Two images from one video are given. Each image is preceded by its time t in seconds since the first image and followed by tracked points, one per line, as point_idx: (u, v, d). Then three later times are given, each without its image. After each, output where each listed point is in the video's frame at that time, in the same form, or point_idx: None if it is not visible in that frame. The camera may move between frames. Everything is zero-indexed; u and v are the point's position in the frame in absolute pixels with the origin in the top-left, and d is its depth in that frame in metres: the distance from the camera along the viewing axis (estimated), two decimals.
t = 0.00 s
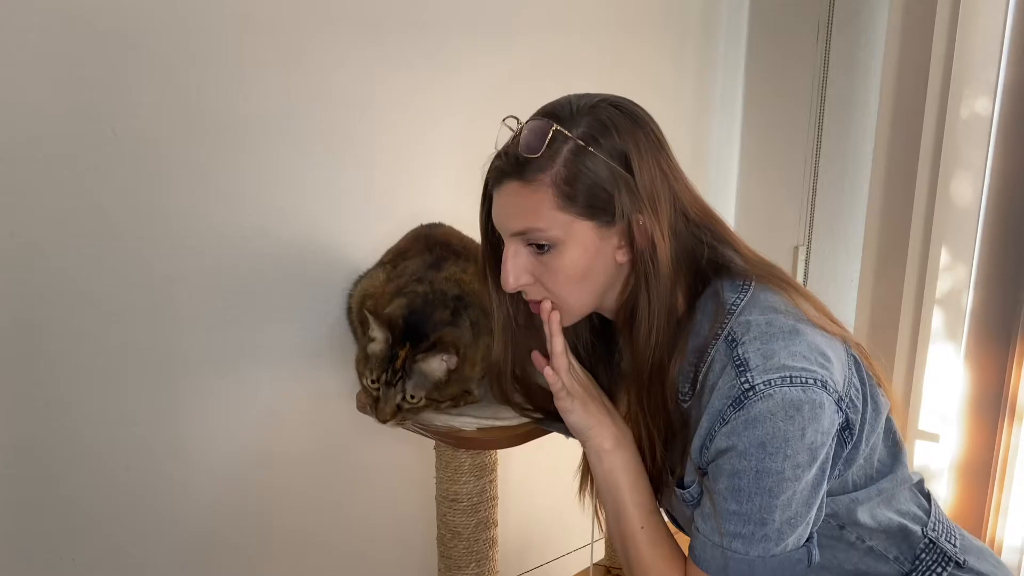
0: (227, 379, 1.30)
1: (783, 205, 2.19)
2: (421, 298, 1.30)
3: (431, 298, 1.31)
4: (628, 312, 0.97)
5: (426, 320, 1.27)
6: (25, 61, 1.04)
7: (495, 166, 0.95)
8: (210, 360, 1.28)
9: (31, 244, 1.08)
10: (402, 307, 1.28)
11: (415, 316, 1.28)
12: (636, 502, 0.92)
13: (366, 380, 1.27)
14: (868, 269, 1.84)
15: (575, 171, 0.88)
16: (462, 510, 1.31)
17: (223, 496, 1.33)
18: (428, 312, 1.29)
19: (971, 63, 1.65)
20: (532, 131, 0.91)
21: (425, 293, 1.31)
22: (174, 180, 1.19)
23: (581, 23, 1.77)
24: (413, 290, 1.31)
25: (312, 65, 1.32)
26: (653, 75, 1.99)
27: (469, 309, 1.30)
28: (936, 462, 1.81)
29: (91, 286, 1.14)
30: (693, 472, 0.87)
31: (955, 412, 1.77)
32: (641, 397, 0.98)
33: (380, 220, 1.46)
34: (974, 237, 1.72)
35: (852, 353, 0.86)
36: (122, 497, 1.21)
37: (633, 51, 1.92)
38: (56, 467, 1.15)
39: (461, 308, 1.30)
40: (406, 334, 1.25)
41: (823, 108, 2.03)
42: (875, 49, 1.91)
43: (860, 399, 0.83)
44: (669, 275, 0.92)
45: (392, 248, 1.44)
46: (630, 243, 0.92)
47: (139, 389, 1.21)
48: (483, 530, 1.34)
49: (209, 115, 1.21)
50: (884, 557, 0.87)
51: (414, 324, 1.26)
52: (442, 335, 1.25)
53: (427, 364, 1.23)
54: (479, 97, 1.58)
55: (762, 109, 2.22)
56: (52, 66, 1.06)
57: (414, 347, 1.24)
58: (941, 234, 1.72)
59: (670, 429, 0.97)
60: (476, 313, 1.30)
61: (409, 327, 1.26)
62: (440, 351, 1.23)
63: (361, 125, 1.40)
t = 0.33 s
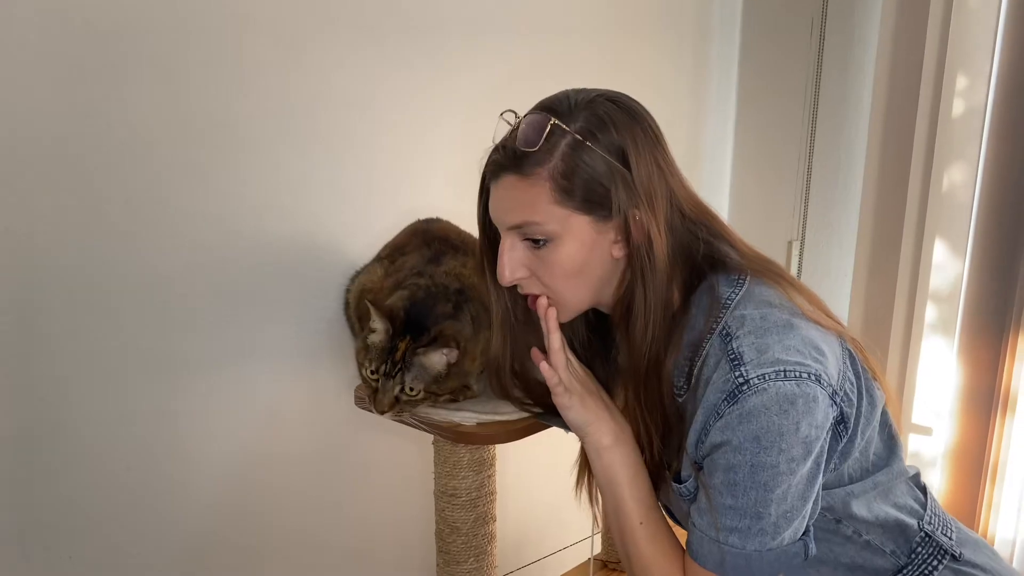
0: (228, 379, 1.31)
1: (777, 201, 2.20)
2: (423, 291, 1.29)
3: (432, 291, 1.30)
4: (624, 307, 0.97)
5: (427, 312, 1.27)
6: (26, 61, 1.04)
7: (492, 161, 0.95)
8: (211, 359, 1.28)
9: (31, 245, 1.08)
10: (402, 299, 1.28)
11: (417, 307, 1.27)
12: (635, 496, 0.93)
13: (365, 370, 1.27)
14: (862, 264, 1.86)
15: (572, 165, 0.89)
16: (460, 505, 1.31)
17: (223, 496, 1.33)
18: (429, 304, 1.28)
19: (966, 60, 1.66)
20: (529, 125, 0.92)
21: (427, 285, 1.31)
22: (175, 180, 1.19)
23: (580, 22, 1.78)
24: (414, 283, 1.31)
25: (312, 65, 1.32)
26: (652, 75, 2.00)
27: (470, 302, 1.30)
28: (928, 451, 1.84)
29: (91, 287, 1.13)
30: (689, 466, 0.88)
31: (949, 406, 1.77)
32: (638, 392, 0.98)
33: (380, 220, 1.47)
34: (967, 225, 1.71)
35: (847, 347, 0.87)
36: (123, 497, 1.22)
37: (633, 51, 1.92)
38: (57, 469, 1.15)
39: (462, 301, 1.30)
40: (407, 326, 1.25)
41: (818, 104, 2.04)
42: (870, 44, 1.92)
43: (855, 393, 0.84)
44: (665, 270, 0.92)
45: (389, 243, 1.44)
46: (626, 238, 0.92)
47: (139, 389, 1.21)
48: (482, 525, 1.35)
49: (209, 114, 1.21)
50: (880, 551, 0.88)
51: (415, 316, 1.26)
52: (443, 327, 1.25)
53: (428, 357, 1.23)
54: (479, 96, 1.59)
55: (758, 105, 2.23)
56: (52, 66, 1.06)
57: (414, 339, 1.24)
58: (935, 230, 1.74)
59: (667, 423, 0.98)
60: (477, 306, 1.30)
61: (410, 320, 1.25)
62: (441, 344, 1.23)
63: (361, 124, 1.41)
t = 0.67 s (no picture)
0: (225, 377, 1.30)
1: (770, 198, 2.21)
2: (415, 287, 1.28)
3: (425, 288, 1.29)
4: (609, 306, 0.96)
5: (419, 308, 1.26)
6: (23, 57, 1.03)
7: (478, 158, 0.95)
8: (207, 358, 1.27)
9: (28, 243, 1.06)
10: (393, 296, 1.27)
11: (408, 303, 1.26)
12: (626, 494, 0.93)
13: (357, 369, 1.27)
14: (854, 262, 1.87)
15: (558, 162, 0.89)
16: (452, 503, 1.31)
17: (221, 495, 1.32)
18: (421, 300, 1.27)
19: (959, 57, 1.67)
20: (516, 122, 0.92)
21: (419, 282, 1.29)
22: (172, 178, 1.18)
23: (577, 20, 1.77)
24: (406, 279, 1.30)
25: (311, 64, 1.31)
26: (647, 73, 1.99)
27: (463, 298, 1.29)
28: (918, 450, 1.85)
29: (88, 285, 1.12)
30: (676, 464, 0.88)
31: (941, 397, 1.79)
32: (626, 391, 0.98)
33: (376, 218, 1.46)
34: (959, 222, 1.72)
35: (832, 343, 0.87)
36: (120, 497, 1.21)
37: (630, 49, 1.92)
38: (54, 468, 1.13)
39: (455, 297, 1.29)
40: (399, 324, 1.24)
41: (811, 101, 2.05)
42: (862, 41, 1.93)
43: (842, 388, 0.84)
44: (650, 268, 0.92)
45: (380, 239, 1.43)
46: (612, 236, 0.92)
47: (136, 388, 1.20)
48: (474, 523, 1.34)
49: (206, 111, 1.20)
50: (870, 548, 0.88)
51: (407, 313, 1.25)
52: (436, 324, 1.24)
53: (421, 356, 1.22)
54: (474, 92, 1.58)
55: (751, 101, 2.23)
56: (49, 62, 1.05)
57: (407, 337, 1.23)
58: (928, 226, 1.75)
59: (654, 421, 0.97)
60: (470, 302, 1.29)
61: (402, 316, 1.24)
62: (434, 342, 1.22)
63: (356, 120, 1.39)
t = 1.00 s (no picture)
0: (225, 375, 1.29)
1: (770, 195, 2.21)
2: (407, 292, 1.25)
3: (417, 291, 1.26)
4: (615, 305, 0.96)
5: (412, 326, 1.22)
6: (21, 50, 1.02)
7: (484, 154, 0.94)
8: (208, 355, 1.26)
9: (27, 239, 1.06)
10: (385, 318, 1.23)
11: (399, 322, 1.23)
12: (632, 493, 0.92)
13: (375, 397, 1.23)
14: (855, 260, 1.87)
15: (566, 159, 0.88)
16: (454, 502, 1.31)
17: (223, 495, 1.32)
18: (411, 316, 1.23)
19: (961, 56, 1.66)
20: (523, 119, 0.91)
21: (410, 283, 1.26)
22: (171, 172, 1.17)
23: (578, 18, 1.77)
24: (399, 283, 1.27)
25: (313, 63, 1.31)
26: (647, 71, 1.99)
27: (457, 294, 1.26)
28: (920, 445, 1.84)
29: (86, 281, 1.12)
30: (681, 464, 0.88)
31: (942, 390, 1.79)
32: (630, 390, 0.98)
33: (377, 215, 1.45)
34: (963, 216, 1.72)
35: (838, 341, 0.87)
36: (119, 495, 1.20)
37: (630, 48, 1.92)
38: (52, 466, 1.13)
39: (451, 293, 1.26)
40: (402, 351, 1.20)
41: (811, 98, 2.04)
42: (864, 39, 1.92)
43: (847, 387, 0.84)
44: (656, 268, 0.91)
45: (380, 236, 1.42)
46: (618, 234, 0.92)
47: (136, 384, 1.19)
48: (477, 522, 1.34)
49: (208, 110, 1.19)
50: (875, 547, 0.88)
51: (402, 338, 1.21)
52: (437, 339, 1.21)
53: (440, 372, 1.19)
54: (475, 88, 1.57)
55: (751, 99, 2.22)
56: (48, 56, 1.04)
57: (415, 364, 1.19)
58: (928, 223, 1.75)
59: (658, 421, 0.97)
60: (467, 296, 1.26)
61: (402, 343, 1.21)
62: (443, 356, 1.19)
63: (355, 116, 1.39)
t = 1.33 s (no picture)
0: (229, 372, 1.29)
1: (773, 192, 2.20)
2: (412, 296, 1.24)
3: (421, 293, 1.25)
4: (622, 304, 0.96)
5: (415, 340, 1.21)
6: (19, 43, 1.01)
7: (489, 153, 0.94)
8: (211, 351, 1.26)
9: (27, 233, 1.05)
10: (387, 332, 1.22)
11: (401, 336, 1.22)
12: (640, 493, 0.92)
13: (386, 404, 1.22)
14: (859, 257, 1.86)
15: (572, 157, 0.88)
16: (460, 499, 1.30)
17: (227, 491, 1.32)
18: (413, 329, 1.22)
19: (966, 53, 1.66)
20: (529, 117, 0.91)
21: (415, 286, 1.25)
22: (171, 166, 1.16)
23: (580, 13, 1.76)
24: (404, 284, 1.26)
25: (315, 58, 1.30)
26: (650, 68, 1.98)
27: (461, 295, 1.25)
28: (926, 444, 1.84)
29: (87, 276, 1.11)
30: (689, 462, 0.87)
31: (945, 397, 1.78)
32: (638, 388, 0.97)
33: (379, 210, 1.45)
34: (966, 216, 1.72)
35: (847, 339, 0.86)
36: (121, 490, 1.20)
37: (632, 44, 1.91)
38: (53, 462, 1.12)
39: (454, 296, 1.25)
40: (408, 366, 1.19)
41: (816, 95, 2.04)
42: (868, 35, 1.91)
43: (856, 385, 0.83)
44: (664, 266, 0.91)
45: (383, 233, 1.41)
46: (625, 233, 0.91)
47: (137, 379, 1.18)
48: (482, 519, 1.33)
49: (211, 105, 1.19)
50: (884, 545, 0.88)
51: (405, 353, 1.20)
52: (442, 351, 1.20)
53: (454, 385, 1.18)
54: (478, 84, 1.56)
55: (754, 95, 2.22)
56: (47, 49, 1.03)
57: (424, 380, 1.19)
58: (932, 221, 1.75)
59: (665, 419, 0.97)
60: (469, 297, 1.25)
61: (409, 354, 1.20)
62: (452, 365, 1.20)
63: (357, 111, 1.38)
